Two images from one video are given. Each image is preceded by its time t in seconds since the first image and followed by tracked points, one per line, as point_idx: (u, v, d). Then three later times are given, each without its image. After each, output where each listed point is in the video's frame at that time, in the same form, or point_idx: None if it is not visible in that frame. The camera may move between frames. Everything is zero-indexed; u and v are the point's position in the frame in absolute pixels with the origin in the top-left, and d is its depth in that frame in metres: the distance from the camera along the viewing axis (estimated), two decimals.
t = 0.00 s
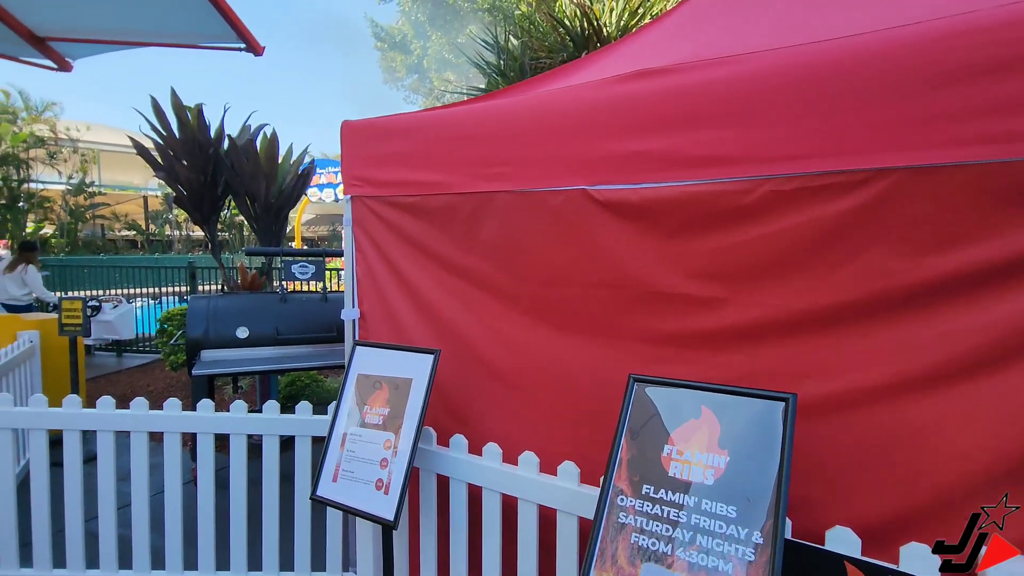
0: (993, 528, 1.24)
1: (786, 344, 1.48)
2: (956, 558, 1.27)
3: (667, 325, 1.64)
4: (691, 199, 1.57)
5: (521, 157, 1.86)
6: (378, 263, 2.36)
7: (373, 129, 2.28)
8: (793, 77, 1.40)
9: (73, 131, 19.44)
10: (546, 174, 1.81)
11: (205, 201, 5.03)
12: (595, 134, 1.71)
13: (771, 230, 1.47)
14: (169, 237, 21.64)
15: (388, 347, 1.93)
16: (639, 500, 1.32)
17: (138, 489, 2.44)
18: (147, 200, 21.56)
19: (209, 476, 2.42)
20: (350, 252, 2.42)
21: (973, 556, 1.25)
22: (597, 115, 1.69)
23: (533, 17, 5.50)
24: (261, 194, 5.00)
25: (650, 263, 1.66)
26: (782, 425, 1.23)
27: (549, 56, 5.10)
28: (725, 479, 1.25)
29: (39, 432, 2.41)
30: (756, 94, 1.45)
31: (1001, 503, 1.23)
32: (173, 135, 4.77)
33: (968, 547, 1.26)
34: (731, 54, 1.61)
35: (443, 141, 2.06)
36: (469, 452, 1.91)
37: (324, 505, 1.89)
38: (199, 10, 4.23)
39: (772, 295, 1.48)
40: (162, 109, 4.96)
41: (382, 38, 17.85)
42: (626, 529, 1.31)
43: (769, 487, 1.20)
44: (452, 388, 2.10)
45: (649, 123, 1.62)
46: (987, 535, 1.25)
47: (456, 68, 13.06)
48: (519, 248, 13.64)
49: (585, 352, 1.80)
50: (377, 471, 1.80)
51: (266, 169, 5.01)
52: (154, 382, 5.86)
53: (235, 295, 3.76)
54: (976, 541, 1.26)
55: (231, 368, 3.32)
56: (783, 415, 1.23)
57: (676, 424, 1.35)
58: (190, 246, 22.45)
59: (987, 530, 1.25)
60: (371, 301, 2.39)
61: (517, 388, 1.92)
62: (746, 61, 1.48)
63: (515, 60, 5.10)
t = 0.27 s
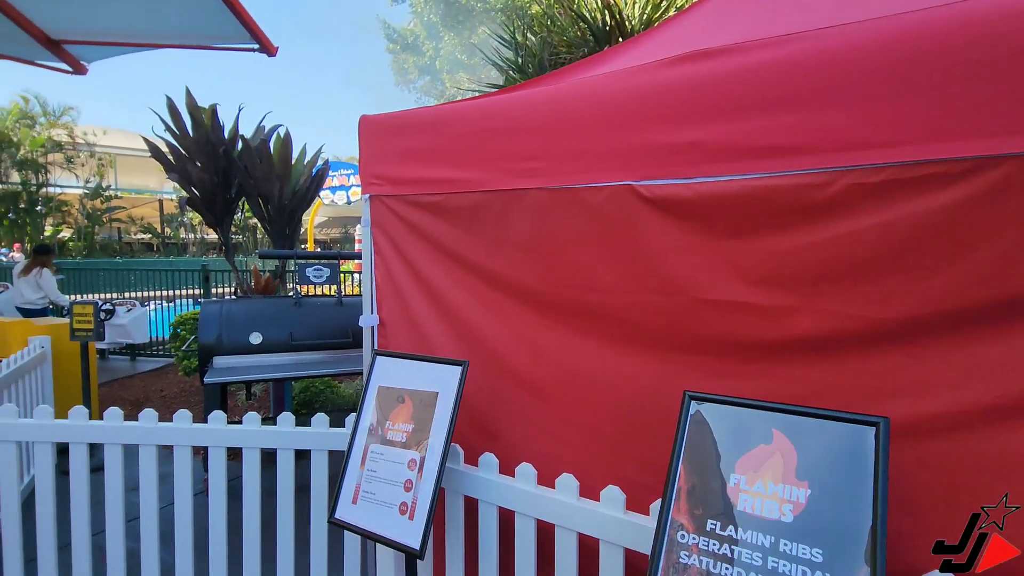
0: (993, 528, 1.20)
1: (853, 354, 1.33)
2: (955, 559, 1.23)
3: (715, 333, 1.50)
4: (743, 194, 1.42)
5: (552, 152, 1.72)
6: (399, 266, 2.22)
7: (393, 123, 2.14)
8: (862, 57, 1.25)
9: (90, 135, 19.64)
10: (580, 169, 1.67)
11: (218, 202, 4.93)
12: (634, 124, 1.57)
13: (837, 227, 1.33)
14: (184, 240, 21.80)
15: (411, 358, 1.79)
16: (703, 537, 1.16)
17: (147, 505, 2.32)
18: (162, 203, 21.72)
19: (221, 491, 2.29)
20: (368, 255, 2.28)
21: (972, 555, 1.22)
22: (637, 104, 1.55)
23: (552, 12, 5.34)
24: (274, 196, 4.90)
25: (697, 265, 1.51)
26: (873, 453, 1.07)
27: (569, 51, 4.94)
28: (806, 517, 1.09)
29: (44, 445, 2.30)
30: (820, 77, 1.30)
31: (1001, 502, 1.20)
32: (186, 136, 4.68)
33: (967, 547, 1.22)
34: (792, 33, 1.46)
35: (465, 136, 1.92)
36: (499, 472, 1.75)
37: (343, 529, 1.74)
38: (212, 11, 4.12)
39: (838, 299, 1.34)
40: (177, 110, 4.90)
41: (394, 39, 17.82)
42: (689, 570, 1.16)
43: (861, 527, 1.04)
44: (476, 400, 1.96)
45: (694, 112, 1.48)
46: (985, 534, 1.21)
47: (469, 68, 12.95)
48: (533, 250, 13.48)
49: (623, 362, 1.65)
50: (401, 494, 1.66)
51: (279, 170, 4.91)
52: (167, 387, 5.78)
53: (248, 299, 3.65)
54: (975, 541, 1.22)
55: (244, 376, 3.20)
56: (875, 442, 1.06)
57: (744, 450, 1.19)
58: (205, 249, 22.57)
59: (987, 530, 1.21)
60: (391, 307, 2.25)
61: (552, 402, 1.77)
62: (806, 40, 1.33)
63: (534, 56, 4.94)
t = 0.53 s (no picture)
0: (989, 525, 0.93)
1: (936, 368, 1.20)
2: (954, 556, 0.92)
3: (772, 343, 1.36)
4: (807, 191, 1.29)
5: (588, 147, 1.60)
6: (420, 271, 2.09)
7: (415, 119, 2.01)
8: (950, 38, 1.12)
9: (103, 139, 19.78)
10: (620, 166, 1.55)
11: (229, 205, 4.84)
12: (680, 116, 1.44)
13: (919, 227, 1.20)
14: (195, 243, 21.90)
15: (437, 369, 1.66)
16: None
17: (155, 523, 2.20)
18: (173, 206, 21.83)
19: (232, 508, 2.17)
20: (387, 259, 2.16)
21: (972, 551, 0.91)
22: (684, 94, 1.43)
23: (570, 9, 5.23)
24: (286, 198, 4.81)
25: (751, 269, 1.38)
26: (984, 487, 0.92)
27: (588, 49, 4.83)
28: (906, 561, 0.95)
29: (48, 459, 2.18)
30: (894, 61, 1.18)
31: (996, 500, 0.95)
32: (198, 137, 4.59)
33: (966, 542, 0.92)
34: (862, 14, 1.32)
35: (493, 132, 1.80)
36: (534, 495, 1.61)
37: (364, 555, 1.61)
38: (225, 13, 4.03)
39: (918, 307, 1.20)
40: (188, 111, 4.83)
41: (405, 42, 17.83)
42: None
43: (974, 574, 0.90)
44: (504, 414, 1.83)
45: (750, 102, 1.35)
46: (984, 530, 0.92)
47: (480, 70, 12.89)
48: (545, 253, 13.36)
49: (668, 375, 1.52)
50: (428, 519, 1.52)
51: (291, 172, 4.81)
52: (177, 392, 5.70)
53: (260, 304, 3.53)
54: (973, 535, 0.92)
55: (255, 384, 3.09)
56: (986, 475, 0.92)
57: (825, 482, 1.05)
58: (215, 252, 22.63)
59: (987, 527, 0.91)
60: (412, 314, 2.12)
61: (590, 417, 1.64)
62: (879, 21, 1.20)
63: (551, 54, 4.84)
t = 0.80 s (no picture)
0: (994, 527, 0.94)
1: None
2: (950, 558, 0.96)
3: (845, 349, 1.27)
4: (884, 183, 1.20)
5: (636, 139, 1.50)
6: (443, 273, 1.98)
7: (440, 111, 1.90)
8: None
9: (110, 142, 19.79)
10: (672, 159, 1.45)
11: (238, 205, 4.73)
12: (741, 105, 1.35)
13: (1015, 223, 1.09)
14: (201, 245, 21.90)
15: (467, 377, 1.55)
16: None
17: (161, 539, 2.07)
18: (179, 209, 21.83)
19: (244, 523, 2.05)
20: (408, 261, 2.05)
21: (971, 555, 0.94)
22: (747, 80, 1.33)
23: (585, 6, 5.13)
24: (296, 199, 4.70)
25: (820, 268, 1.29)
26: None
27: (605, 45, 4.69)
28: None
29: (51, 470, 2.06)
30: (988, 39, 1.08)
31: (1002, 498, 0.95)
32: (205, 136, 4.48)
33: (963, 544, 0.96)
34: None
35: (529, 124, 1.69)
36: (573, 515, 1.48)
37: None
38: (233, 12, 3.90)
39: (1013, 311, 1.10)
40: (196, 110, 4.73)
41: (411, 44, 17.83)
42: None
43: None
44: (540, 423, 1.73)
45: (819, 88, 1.26)
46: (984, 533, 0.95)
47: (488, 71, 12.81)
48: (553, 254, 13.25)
49: (725, 381, 1.43)
50: (460, 542, 1.40)
51: (301, 172, 4.70)
52: (183, 396, 5.60)
53: (270, 307, 3.42)
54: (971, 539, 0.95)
55: (267, 390, 2.97)
56: None
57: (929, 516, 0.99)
58: (221, 254, 22.60)
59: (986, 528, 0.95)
60: (434, 319, 2.01)
61: (636, 425, 1.54)
62: None
63: (568, 51, 4.73)
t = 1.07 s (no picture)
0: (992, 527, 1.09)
1: None
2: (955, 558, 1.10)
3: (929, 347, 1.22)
4: (973, 176, 1.16)
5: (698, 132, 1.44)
6: (475, 276, 1.88)
7: (474, 104, 1.80)
8: None
9: (114, 144, 19.71)
10: (739, 151, 1.41)
11: (246, 206, 4.62)
12: (815, 95, 1.31)
13: None
14: (204, 248, 21.84)
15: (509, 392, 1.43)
16: None
17: (174, 559, 1.95)
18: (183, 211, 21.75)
19: (263, 541, 1.94)
20: (436, 263, 1.94)
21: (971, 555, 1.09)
22: (822, 70, 1.29)
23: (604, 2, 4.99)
24: (306, 200, 4.59)
25: (901, 264, 1.24)
26: None
27: (624, 42, 4.57)
28: None
29: (57, 486, 1.95)
30: None
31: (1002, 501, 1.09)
32: (213, 135, 4.37)
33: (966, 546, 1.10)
34: None
35: (577, 116, 1.62)
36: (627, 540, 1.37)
37: None
38: (241, 11, 3.79)
39: None
40: (204, 109, 4.62)
41: (417, 46, 17.77)
42: None
43: None
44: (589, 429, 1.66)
45: (901, 77, 1.22)
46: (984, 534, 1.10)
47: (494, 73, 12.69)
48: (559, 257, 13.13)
49: (795, 382, 1.38)
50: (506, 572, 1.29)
51: (311, 173, 4.59)
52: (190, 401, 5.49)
53: (281, 312, 3.30)
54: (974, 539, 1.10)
55: (281, 398, 2.86)
56: None
57: None
58: (224, 256, 22.51)
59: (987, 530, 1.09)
60: (464, 325, 1.90)
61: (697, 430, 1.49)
62: None
63: (587, 48, 4.62)
